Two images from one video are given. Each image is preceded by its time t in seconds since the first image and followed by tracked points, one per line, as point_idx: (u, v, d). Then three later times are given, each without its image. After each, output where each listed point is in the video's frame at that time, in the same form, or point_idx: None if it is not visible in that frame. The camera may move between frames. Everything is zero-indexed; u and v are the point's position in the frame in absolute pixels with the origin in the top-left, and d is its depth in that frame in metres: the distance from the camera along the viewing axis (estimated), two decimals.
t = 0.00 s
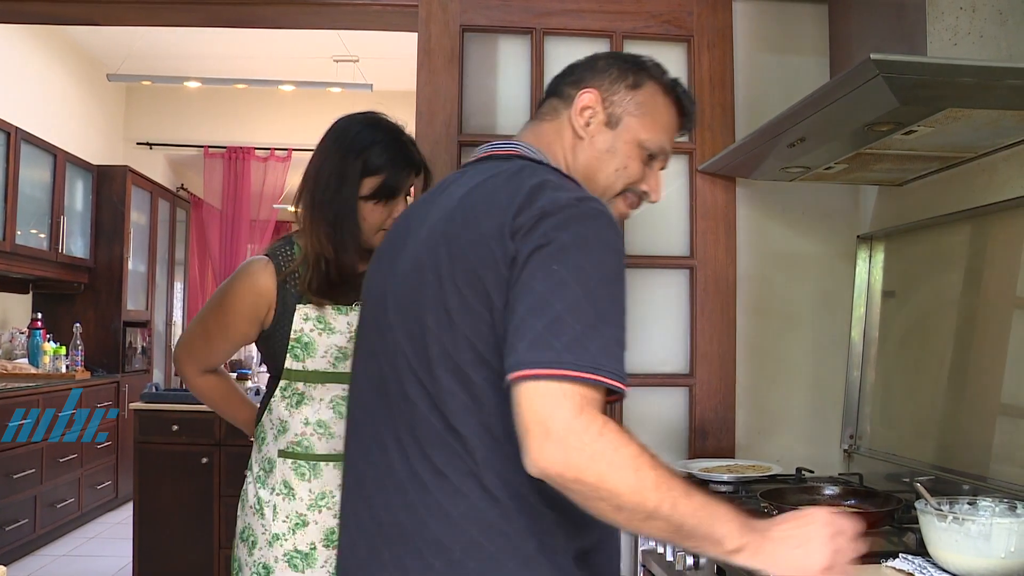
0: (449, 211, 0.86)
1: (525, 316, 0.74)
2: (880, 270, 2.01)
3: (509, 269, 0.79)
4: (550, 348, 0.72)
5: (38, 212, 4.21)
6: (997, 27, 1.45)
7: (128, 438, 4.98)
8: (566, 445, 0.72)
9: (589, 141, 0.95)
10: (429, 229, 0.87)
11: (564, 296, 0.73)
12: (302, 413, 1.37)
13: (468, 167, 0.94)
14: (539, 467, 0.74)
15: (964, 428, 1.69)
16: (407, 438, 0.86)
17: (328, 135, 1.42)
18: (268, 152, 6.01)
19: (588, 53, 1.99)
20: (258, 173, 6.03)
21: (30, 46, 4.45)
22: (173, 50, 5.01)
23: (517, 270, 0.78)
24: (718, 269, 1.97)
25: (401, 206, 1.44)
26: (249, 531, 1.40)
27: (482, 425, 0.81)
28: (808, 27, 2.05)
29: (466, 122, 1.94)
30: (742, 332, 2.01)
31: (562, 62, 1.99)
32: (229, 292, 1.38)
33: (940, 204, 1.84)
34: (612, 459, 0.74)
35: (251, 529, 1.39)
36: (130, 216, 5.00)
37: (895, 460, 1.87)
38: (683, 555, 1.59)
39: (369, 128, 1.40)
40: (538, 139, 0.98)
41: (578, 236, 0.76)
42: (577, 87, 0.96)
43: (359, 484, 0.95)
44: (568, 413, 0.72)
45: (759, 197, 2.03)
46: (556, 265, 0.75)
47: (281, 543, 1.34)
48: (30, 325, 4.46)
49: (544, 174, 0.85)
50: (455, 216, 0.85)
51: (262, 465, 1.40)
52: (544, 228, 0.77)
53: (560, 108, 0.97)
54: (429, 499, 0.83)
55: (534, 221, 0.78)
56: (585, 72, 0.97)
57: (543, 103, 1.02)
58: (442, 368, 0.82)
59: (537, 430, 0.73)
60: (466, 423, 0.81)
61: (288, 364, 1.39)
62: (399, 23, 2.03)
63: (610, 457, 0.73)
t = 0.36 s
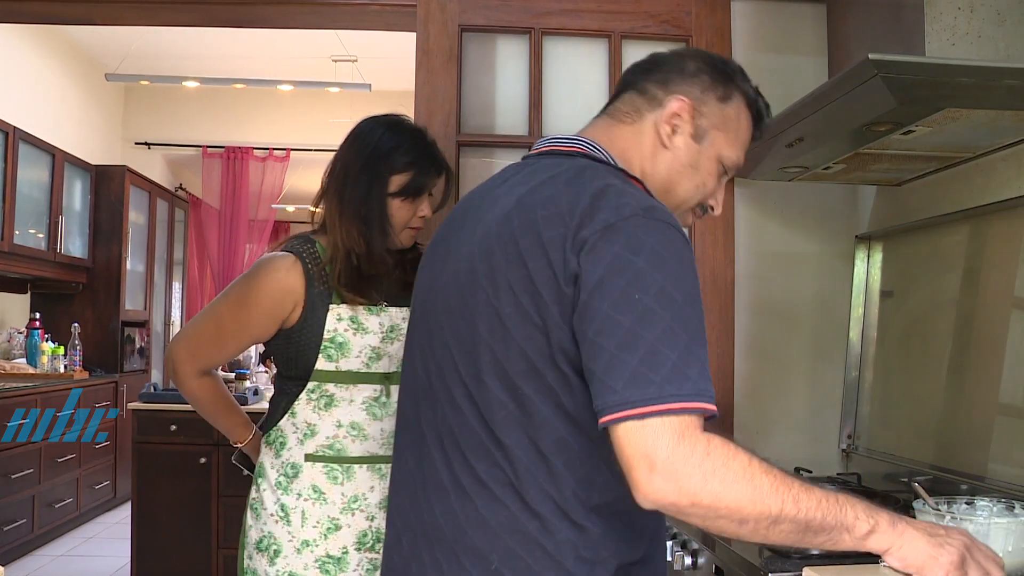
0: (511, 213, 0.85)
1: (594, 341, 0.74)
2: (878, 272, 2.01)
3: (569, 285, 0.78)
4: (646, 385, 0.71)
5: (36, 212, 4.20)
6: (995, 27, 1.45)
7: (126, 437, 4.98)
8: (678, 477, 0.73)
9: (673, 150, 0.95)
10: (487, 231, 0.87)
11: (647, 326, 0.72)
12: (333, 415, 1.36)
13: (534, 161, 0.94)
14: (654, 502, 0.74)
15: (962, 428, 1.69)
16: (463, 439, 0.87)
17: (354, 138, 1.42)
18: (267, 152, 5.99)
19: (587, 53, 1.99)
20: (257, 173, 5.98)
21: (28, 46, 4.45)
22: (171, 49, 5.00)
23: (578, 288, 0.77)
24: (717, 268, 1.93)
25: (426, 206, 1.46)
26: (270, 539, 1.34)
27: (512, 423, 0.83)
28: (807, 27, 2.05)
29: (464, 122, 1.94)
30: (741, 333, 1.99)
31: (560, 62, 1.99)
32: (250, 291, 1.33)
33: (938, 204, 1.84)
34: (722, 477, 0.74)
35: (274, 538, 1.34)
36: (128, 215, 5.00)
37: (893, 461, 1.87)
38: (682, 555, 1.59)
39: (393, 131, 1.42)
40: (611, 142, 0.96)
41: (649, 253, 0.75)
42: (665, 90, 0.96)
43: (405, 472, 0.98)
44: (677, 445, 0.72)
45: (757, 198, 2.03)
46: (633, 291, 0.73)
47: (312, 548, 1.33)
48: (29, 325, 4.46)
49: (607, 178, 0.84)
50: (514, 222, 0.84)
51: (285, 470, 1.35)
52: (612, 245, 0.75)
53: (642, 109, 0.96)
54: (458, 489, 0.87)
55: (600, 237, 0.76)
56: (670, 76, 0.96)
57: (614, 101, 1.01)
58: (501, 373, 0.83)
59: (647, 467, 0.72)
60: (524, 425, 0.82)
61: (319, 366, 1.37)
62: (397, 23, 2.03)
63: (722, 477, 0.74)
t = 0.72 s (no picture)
0: (522, 213, 0.85)
1: (593, 339, 0.73)
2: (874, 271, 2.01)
3: (575, 286, 0.78)
4: (636, 386, 0.71)
5: (31, 211, 4.19)
6: (990, 27, 1.46)
7: (121, 437, 4.97)
8: (649, 476, 0.72)
9: (679, 153, 0.95)
10: (496, 231, 0.88)
11: (644, 328, 0.72)
12: (356, 417, 1.34)
13: (543, 165, 0.94)
14: (628, 500, 0.74)
15: (957, 428, 1.69)
16: (472, 435, 0.87)
17: (371, 144, 1.40)
18: (263, 152, 6.03)
19: (582, 53, 1.99)
20: (252, 172, 6.02)
21: (24, 44, 4.44)
22: (167, 48, 4.99)
23: (583, 289, 0.77)
24: (713, 269, 1.94)
25: (437, 207, 1.47)
26: (294, 545, 1.31)
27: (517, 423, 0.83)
28: (803, 27, 2.05)
29: (460, 122, 1.94)
30: (736, 332, 1.99)
31: (556, 62, 1.99)
32: (274, 285, 1.28)
33: (933, 204, 1.85)
34: (695, 477, 0.73)
35: (299, 544, 1.31)
36: (124, 215, 4.99)
37: (889, 460, 1.88)
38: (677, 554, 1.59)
39: (407, 136, 1.41)
40: (623, 147, 0.96)
41: (652, 260, 0.74)
42: (673, 96, 0.96)
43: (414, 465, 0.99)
44: (649, 445, 0.71)
45: (752, 198, 2.04)
46: (632, 295, 0.73)
47: (340, 551, 1.31)
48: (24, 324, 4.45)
49: (618, 183, 0.83)
50: (522, 222, 0.84)
51: (307, 474, 1.32)
52: (617, 249, 0.75)
53: (650, 114, 0.97)
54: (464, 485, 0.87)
55: (606, 240, 0.76)
56: (680, 83, 0.97)
57: (627, 108, 1.01)
58: (508, 372, 0.83)
59: (621, 464, 0.72)
60: (530, 425, 0.82)
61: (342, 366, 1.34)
62: (392, 23, 2.02)
63: (693, 478, 0.73)
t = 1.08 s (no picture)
0: (500, 212, 0.89)
1: (585, 334, 0.73)
2: (867, 271, 2.01)
3: (542, 279, 0.80)
4: (641, 364, 0.70)
5: (25, 210, 4.18)
6: (982, 27, 1.46)
7: (116, 437, 4.96)
8: (680, 444, 0.72)
9: (652, 149, 0.96)
10: (479, 229, 0.91)
11: (632, 314, 0.72)
12: (350, 416, 1.34)
13: (533, 166, 0.97)
14: (657, 468, 0.74)
15: (951, 427, 1.70)
16: (453, 425, 0.90)
17: (364, 147, 1.42)
18: (257, 151, 5.98)
19: (577, 53, 1.99)
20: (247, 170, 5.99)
21: (17, 43, 4.43)
22: (161, 47, 4.99)
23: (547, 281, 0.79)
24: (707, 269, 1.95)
25: (424, 210, 1.50)
26: (291, 551, 1.29)
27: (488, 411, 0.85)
28: (797, 27, 2.06)
29: (455, 121, 1.94)
30: (729, 332, 2.00)
31: (550, 62, 1.99)
32: (268, 279, 1.25)
33: (926, 203, 1.85)
34: (726, 449, 0.74)
35: (297, 548, 1.29)
36: (118, 214, 4.98)
37: (882, 459, 1.88)
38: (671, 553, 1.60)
39: (399, 140, 1.45)
40: (600, 149, 1.00)
41: (628, 248, 0.74)
42: (644, 96, 0.98)
43: (415, 458, 1.02)
44: (682, 414, 0.71)
45: (748, 197, 2.04)
46: (617, 284, 0.73)
47: (339, 553, 1.31)
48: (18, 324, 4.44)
49: (591, 181, 0.84)
50: (500, 220, 0.88)
51: (302, 477, 1.31)
52: (589, 244, 0.75)
53: (625, 117, 1.00)
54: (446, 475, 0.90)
55: (580, 238, 0.76)
56: (653, 83, 0.99)
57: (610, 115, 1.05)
58: (481, 362, 0.87)
59: (649, 435, 0.72)
60: (501, 414, 0.85)
61: (336, 365, 1.33)
62: (387, 22, 2.02)
63: (719, 448, 0.74)
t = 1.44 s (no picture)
0: (494, 212, 0.88)
1: (569, 331, 0.73)
2: (859, 269, 2.00)
3: (538, 277, 0.80)
4: (613, 366, 0.70)
5: (17, 208, 4.18)
6: (975, 27, 1.46)
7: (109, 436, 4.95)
8: (636, 448, 0.71)
9: (668, 161, 0.96)
10: (472, 230, 0.91)
11: (615, 313, 0.72)
12: (278, 422, 1.28)
13: (522, 166, 0.97)
14: (618, 476, 0.72)
15: (943, 426, 1.70)
16: (450, 427, 0.90)
17: (303, 148, 1.39)
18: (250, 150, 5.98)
19: (570, 51, 1.99)
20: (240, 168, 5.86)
21: (10, 41, 4.42)
22: (154, 46, 4.98)
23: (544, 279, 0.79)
24: (699, 269, 1.96)
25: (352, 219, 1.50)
26: (215, 561, 1.22)
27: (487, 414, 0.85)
28: (790, 26, 2.06)
29: (447, 120, 1.94)
30: (724, 332, 2.01)
31: (543, 60, 1.99)
32: (212, 278, 1.19)
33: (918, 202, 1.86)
34: (687, 448, 0.71)
35: (221, 558, 1.22)
36: (111, 212, 4.97)
37: (874, 457, 1.88)
38: (664, 552, 1.60)
39: (336, 146, 1.43)
40: (607, 149, 0.97)
41: (618, 245, 0.75)
42: (661, 103, 0.96)
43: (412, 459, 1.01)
44: (641, 415, 0.70)
45: (741, 196, 2.05)
46: (602, 280, 0.73)
47: (262, 562, 1.25)
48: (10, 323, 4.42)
49: (586, 178, 0.84)
50: (494, 220, 0.87)
51: (228, 483, 1.23)
52: (583, 243, 0.76)
53: (638, 120, 0.97)
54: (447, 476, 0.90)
55: (572, 234, 0.77)
56: (667, 89, 0.97)
57: (609, 110, 1.01)
58: (480, 364, 0.86)
59: (610, 438, 0.71)
60: (499, 415, 0.85)
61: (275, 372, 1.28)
62: (379, 20, 2.02)
63: (673, 448, 0.71)
